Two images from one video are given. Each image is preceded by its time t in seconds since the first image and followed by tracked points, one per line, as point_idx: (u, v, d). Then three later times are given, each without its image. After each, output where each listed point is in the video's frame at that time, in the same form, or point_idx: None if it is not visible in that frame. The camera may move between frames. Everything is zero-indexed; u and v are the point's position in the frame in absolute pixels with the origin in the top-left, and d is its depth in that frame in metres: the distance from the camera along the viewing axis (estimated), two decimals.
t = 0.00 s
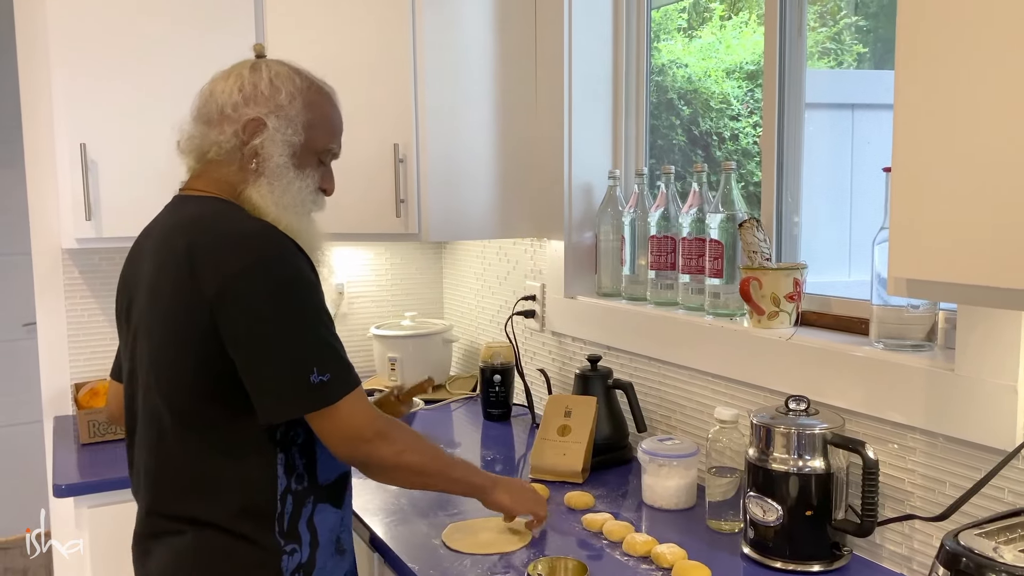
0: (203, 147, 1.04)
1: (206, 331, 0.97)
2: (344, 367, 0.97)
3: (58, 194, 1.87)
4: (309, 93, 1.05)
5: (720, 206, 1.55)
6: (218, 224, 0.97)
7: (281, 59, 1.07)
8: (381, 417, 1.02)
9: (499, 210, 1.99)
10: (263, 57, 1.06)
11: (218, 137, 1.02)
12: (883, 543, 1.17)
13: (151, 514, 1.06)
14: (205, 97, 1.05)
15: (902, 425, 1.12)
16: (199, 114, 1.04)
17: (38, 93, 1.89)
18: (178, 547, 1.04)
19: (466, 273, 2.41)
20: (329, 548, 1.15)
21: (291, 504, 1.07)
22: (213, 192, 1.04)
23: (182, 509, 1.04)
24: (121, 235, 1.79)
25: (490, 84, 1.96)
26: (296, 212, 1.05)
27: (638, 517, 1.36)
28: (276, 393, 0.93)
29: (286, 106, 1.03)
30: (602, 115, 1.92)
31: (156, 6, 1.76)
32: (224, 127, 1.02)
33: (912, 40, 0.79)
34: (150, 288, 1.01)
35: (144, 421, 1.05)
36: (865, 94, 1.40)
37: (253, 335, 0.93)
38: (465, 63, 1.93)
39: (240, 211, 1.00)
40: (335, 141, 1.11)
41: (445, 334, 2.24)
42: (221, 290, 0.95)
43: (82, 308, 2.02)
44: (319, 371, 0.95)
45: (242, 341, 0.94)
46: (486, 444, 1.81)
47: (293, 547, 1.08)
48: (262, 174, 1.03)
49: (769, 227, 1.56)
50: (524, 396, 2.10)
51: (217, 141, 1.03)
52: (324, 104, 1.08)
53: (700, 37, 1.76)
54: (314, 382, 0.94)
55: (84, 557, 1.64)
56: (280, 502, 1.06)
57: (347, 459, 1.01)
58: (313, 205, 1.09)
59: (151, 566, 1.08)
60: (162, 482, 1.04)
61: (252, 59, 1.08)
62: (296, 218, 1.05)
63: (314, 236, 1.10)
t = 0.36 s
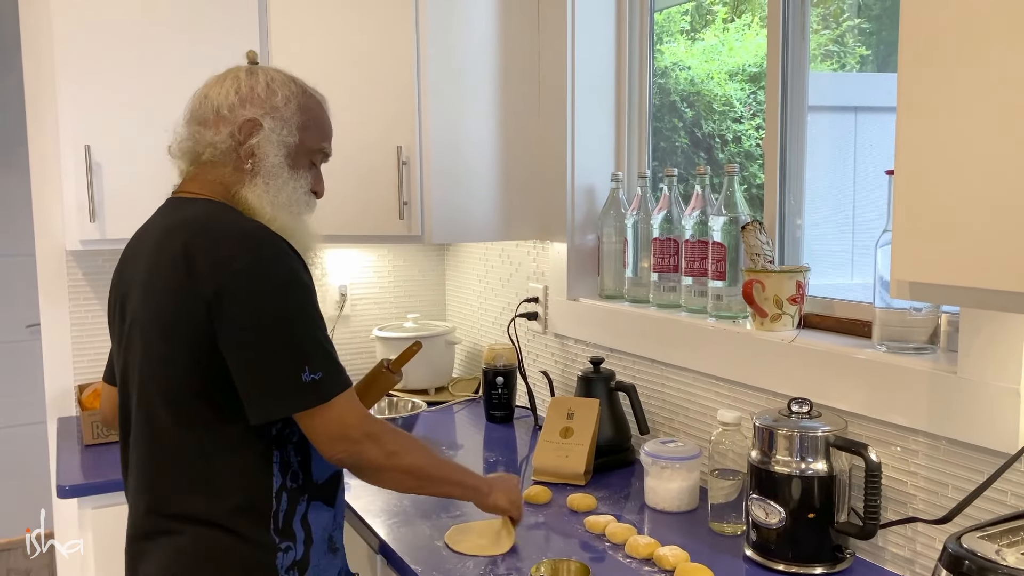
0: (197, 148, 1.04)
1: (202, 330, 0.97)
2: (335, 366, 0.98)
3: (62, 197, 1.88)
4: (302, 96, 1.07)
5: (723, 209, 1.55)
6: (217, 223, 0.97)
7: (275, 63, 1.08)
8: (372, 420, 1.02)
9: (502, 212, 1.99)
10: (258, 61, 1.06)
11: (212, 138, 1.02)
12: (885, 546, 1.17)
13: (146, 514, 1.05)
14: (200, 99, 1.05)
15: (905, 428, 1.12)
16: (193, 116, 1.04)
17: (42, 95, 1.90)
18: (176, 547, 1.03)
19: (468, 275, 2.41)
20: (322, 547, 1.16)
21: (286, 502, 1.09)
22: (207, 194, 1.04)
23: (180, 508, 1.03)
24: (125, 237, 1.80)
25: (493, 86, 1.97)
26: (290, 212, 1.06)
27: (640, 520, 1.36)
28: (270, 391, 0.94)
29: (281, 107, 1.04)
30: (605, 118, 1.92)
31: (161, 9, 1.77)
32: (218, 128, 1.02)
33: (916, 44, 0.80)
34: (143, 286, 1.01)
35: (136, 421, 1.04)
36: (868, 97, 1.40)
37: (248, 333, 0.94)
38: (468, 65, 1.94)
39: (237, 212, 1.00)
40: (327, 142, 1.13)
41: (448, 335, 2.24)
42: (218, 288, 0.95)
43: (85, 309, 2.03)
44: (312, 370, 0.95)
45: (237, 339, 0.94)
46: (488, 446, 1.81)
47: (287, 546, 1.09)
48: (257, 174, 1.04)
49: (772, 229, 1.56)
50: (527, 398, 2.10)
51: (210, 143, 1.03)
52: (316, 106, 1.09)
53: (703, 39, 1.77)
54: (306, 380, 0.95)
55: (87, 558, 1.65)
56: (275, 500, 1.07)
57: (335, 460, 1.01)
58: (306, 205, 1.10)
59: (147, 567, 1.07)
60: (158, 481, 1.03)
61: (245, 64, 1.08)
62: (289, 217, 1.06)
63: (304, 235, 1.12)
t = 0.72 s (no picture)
0: (200, 147, 1.05)
1: (189, 335, 0.96)
2: (315, 373, 0.97)
3: (64, 199, 1.88)
4: (307, 95, 1.06)
5: (724, 211, 1.55)
6: (210, 227, 0.96)
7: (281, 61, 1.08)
8: (331, 437, 0.98)
9: (503, 214, 1.99)
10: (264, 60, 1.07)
11: (215, 137, 1.03)
12: (886, 549, 1.16)
13: (149, 518, 1.06)
14: (205, 97, 1.06)
15: (905, 431, 1.12)
16: (198, 114, 1.05)
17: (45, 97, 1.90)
18: (176, 552, 1.04)
19: (469, 277, 2.41)
20: (326, 552, 1.16)
21: (286, 508, 1.08)
22: (208, 194, 1.04)
23: (178, 513, 1.04)
24: (127, 240, 1.80)
25: (495, 88, 1.97)
26: (292, 213, 1.06)
27: (640, 522, 1.36)
28: (248, 402, 0.92)
29: (284, 107, 1.03)
30: (606, 120, 1.92)
31: (163, 11, 1.77)
32: (221, 127, 1.03)
33: (917, 47, 0.80)
34: (139, 290, 1.01)
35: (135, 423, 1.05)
36: (870, 100, 1.40)
37: (228, 342, 0.92)
38: (470, 68, 1.94)
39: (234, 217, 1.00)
40: (333, 143, 1.12)
41: (448, 337, 2.24)
42: (202, 295, 0.94)
43: (86, 311, 2.03)
44: (291, 379, 0.94)
45: (218, 348, 0.93)
46: (489, 448, 1.81)
47: (286, 553, 1.09)
48: (259, 174, 1.04)
49: (773, 232, 1.56)
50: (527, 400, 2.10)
51: (213, 142, 1.03)
52: (321, 105, 1.09)
53: (705, 42, 1.77)
54: (285, 390, 0.94)
55: (88, 559, 1.65)
56: (274, 507, 1.06)
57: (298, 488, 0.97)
58: (308, 206, 1.10)
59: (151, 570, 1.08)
60: (157, 487, 1.04)
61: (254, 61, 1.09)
62: (291, 219, 1.06)
63: (309, 237, 1.11)
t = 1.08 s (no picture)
0: (218, 151, 1.02)
1: (191, 345, 0.95)
2: (307, 394, 0.93)
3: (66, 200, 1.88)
4: (330, 102, 1.02)
5: (725, 215, 1.55)
6: (219, 231, 0.95)
7: (307, 63, 1.04)
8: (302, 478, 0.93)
9: (503, 217, 2.00)
10: (289, 61, 1.03)
11: (233, 142, 1.00)
12: (886, 551, 1.17)
13: (159, 521, 1.07)
14: (227, 95, 1.03)
15: (905, 434, 1.12)
16: (218, 114, 1.02)
17: (47, 99, 1.91)
18: (181, 557, 1.05)
19: (470, 280, 2.42)
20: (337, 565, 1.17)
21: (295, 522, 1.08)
22: (224, 198, 1.02)
23: (184, 519, 1.04)
24: (129, 241, 1.80)
25: (496, 90, 1.97)
26: (309, 224, 1.03)
27: (641, 525, 1.36)
28: (234, 420, 0.90)
29: (304, 116, 1.00)
30: (607, 123, 1.93)
31: (165, 13, 1.78)
32: (240, 132, 1.00)
33: (917, 52, 0.80)
34: (150, 294, 1.01)
35: (145, 427, 1.05)
36: (870, 103, 1.40)
37: (221, 357, 0.90)
38: (472, 70, 1.95)
39: (248, 219, 0.98)
40: (357, 150, 1.08)
41: (449, 340, 2.25)
42: (202, 305, 0.92)
43: (88, 313, 2.04)
44: (280, 401, 0.91)
45: (212, 362, 0.91)
46: (489, 450, 1.81)
47: (296, 565, 1.09)
48: (276, 184, 1.01)
49: (773, 236, 1.56)
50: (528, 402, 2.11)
51: (231, 146, 1.01)
52: (345, 112, 1.05)
53: (705, 45, 1.78)
54: (273, 411, 0.90)
55: (89, 560, 1.65)
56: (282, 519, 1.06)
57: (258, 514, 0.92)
58: (326, 216, 1.07)
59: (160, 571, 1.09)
60: (165, 492, 1.05)
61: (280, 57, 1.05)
62: (308, 230, 1.03)
63: (327, 247, 1.08)
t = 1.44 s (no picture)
0: (258, 165, 1.01)
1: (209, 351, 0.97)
2: (316, 408, 0.92)
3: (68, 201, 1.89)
4: (374, 130, 1.00)
5: (725, 217, 1.56)
6: (239, 235, 0.96)
7: (354, 82, 1.01)
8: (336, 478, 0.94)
9: (503, 218, 2.00)
10: (335, 77, 1.00)
11: (273, 161, 0.99)
12: (886, 552, 1.17)
13: (178, 519, 1.10)
14: (269, 107, 1.00)
15: (906, 434, 1.13)
16: (260, 125, 1.00)
17: (49, 100, 1.91)
18: (194, 556, 1.07)
19: (470, 281, 2.42)
20: None
21: (301, 530, 1.07)
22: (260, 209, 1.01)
23: (199, 519, 1.07)
24: (130, 242, 1.81)
25: (497, 92, 1.98)
26: (347, 248, 1.01)
27: (642, 525, 1.37)
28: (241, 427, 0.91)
29: (348, 145, 0.98)
30: (608, 125, 1.93)
31: (167, 14, 1.78)
32: (281, 151, 0.99)
33: (918, 55, 0.81)
34: (174, 296, 1.03)
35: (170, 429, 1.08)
36: (869, 105, 1.41)
37: (230, 365, 0.91)
38: (472, 71, 1.95)
39: (273, 225, 0.98)
40: (397, 170, 1.07)
41: (449, 341, 2.25)
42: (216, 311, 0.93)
43: (89, 313, 2.04)
44: (286, 412, 0.90)
45: (223, 370, 0.92)
46: (490, 451, 1.82)
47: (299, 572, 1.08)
48: (315, 207, 1.00)
49: (773, 238, 1.57)
50: (529, 404, 2.11)
51: (271, 163, 0.99)
52: (387, 136, 1.03)
53: (704, 47, 1.79)
54: (278, 422, 0.90)
55: (90, 560, 1.65)
56: (287, 527, 1.05)
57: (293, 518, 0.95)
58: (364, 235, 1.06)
59: (175, 567, 1.12)
60: (185, 492, 1.08)
61: (327, 68, 1.02)
62: (347, 253, 1.01)
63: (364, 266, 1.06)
